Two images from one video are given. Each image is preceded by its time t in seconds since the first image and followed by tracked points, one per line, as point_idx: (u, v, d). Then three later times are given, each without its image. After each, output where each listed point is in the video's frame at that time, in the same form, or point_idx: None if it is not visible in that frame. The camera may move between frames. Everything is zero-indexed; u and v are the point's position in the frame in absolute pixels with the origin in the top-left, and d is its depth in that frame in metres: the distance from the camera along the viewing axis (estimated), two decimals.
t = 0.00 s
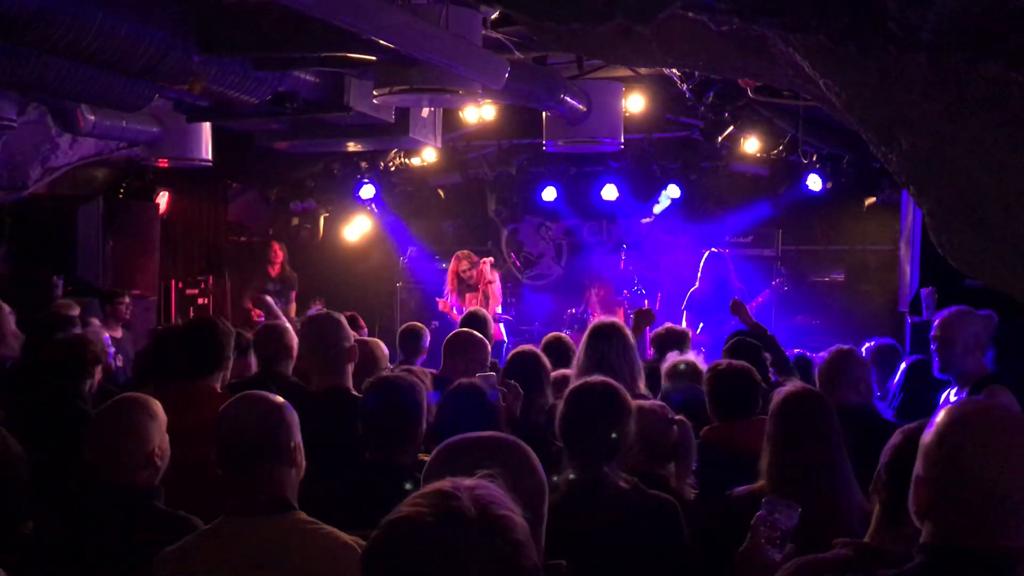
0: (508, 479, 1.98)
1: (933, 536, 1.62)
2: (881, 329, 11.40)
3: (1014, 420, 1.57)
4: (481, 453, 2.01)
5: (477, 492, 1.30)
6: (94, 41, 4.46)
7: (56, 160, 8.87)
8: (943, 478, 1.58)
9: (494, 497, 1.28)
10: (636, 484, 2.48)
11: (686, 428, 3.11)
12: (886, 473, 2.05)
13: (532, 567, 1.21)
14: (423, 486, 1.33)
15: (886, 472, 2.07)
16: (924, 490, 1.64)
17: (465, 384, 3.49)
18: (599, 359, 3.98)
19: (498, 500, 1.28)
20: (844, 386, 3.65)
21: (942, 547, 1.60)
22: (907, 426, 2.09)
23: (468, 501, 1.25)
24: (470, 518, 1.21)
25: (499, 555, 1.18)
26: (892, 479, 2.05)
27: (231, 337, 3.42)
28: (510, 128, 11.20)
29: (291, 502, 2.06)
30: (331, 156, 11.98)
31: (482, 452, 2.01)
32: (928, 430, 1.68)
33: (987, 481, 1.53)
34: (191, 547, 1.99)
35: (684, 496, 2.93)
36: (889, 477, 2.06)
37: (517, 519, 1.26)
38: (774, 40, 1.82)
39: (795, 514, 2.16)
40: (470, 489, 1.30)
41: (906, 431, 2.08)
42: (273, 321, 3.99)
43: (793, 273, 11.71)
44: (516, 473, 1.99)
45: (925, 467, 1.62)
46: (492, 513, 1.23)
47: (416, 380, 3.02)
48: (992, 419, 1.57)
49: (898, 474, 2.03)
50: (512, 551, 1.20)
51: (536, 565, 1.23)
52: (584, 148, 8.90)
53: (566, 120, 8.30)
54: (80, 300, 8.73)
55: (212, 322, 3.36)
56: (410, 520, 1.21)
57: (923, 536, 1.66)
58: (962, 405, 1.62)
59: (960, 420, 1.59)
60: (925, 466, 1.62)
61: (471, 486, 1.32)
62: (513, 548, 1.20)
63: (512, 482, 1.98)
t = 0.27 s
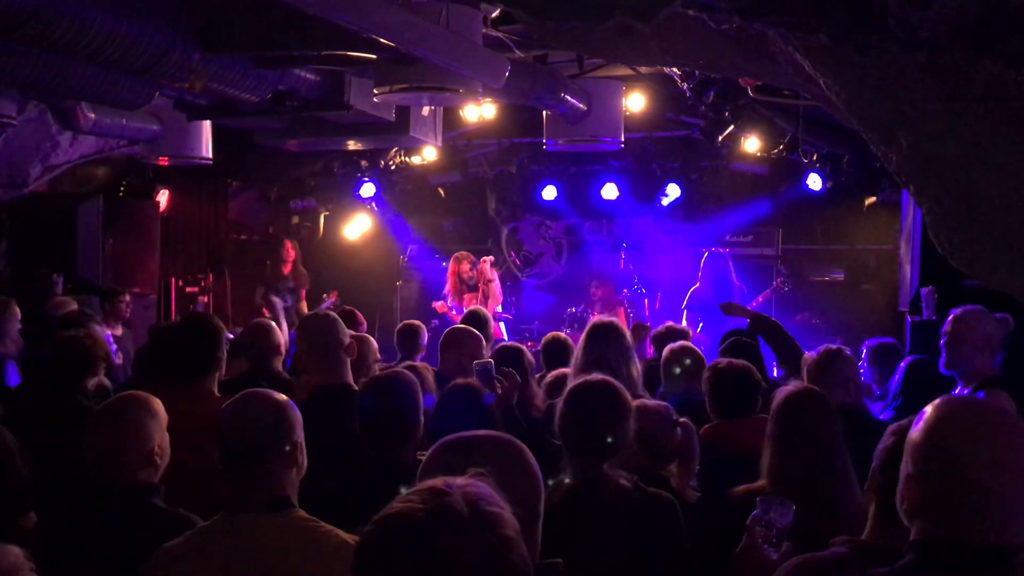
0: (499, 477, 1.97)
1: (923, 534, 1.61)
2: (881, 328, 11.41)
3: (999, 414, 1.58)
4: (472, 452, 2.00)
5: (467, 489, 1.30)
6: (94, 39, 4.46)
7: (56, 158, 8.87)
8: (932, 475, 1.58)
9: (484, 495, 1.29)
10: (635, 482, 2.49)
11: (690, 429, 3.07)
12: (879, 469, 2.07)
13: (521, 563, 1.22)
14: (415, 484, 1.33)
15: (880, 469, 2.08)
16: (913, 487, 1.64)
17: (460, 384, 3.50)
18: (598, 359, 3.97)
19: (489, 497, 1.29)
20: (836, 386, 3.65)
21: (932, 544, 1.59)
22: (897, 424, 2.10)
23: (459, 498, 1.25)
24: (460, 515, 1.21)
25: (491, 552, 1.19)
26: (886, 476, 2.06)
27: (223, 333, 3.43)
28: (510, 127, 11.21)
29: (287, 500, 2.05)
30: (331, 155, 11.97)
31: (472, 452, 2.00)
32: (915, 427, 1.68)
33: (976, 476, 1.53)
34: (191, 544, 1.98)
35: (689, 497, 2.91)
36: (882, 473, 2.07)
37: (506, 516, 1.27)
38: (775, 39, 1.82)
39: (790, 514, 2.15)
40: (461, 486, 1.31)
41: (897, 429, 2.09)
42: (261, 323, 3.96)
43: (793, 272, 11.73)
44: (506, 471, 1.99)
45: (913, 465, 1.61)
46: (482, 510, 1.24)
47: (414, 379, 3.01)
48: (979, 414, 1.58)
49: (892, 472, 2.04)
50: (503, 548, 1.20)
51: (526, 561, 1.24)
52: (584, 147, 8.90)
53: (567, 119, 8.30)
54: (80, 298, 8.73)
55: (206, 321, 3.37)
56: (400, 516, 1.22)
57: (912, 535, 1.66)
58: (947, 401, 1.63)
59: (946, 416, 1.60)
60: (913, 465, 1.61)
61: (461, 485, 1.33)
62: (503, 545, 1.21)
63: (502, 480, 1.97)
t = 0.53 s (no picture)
0: (500, 473, 1.98)
1: (912, 535, 1.61)
2: (882, 327, 11.42)
3: (988, 413, 1.59)
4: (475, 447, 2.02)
5: (467, 482, 1.30)
6: (96, 37, 4.46)
7: (57, 155, 8.87)
8: (920, 473, 1.58)
9: (483, 489, 1.28)
10: (639, 479, 2.49)
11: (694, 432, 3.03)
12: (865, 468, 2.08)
13: (518, 559, 1.22)
14: (414, 478, 1.34)
15: (869, 468, 2.08)
16: (903, 487, 1.64)
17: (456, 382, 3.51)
18: (597, 358, 3.97)
19: (487, 492, 1.29)
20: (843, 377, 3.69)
21: (922, 544, 1.59)
22: (884, 420, 2.11)
23: (455, 492, 1.25)
24: (455, 510, 1.21)
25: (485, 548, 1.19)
26: (876, 476, 2.07)
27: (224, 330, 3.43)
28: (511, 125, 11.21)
29: (292, 496, 2.06)
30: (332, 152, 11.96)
31: (475, 449, 2.01)
32: (903, 426, 1.68)
33: (966, 473, 1.54)
34: (193, 538, 1.99)
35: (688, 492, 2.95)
36: (871, 472, 2.08)
37: (504, 513, 1.26)
38: (777, 38, 1.83)
39: (784, 518, 2.17)
40: (459, 480, 1.30)
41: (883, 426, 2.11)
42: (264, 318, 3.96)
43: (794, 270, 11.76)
44: (508, 463, 2.00)
45: (903, 464, 1.61)
46: (478, 503, 1.24)
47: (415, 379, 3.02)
48: (967, 412, 1.59)
49: (880, 472, 2.05)
50: (498, 544, 1.21)
51: (523, 557, 1.24)
52: (584, 145, 8.90)
53: (568, 117, 8.29)
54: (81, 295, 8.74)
55: (208, 318, 3.38)
56: (397, 509, 1.22)
57: (902, 536, 1.66)
58: (935, 400, 1.64)
59: (935, 413, 1.61)
60: (903, 464, 1.62)
61: (460, 478, 1.32)
62: (499, 540, 1.21)
63: (505, 474, 1.98)
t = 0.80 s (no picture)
0: (512, 473, 1.98)
1: (903, 534, 1.61)
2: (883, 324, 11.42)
3: (981, 412, 1.59)
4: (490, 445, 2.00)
5: (482, 484, 1.29)
6: (96, 32, 4.45)
7: (58, 151, 8.85)
8: (913, 471, 1.58)
9: (494, 490, 1.27)
10: (639, 477, 2.48)
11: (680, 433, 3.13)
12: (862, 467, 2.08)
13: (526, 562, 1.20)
14: (428, 476, 1.34)
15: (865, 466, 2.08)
16: (897, 484, 1.63)
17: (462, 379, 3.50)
18: (598, 354, 3.98)
19: (498, 493, 1.27)
20: (869, 385, 3.55)
21: (914, 542, 1.58)
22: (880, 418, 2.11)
23: (465, 492, 1.24)
24: (463, 509, 1.20)
25: (492, 548, 1.18)
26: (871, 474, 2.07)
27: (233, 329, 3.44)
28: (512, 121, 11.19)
29: (295, 491, 2.06)
30: (333, 148, 11.95)
31: (486, 446, 2.00)
32: (895, 423, 1.68)
33: (959, 469, 1.54)
34: (194, 533, 1.98)
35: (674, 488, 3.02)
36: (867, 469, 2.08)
37: (514, 513, 1.25)
38: (779, 34, 1.83)
39: (782, 516, 2.15)
40: (473, 480, 1.29)
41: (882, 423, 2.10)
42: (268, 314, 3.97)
43: (795, 267, 11.77)
44: (518, 462, 1.99)
45: (896, 461, 1.61)
46: (486, 503, 1.23)
47: (419, 375, 3.02)
48: (959, 409, 1.59)
49: (874, 470, 2.05)
50: (507, 545, 1.19)
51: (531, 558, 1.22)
52: (586, 142, 8.88)
53: (569, 113, 8.28)
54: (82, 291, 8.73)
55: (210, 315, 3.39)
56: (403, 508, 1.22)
57: (894, 535, 1.65)
58: (928, 396, 1.63)
59: (924, 411, 1.61)
60: (896, 461, 1.61)
61: (476, 479, 1.31)
62: (508, 541, 1.20)
63: (516, 474, 1.98)
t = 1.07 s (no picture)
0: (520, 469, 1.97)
1: (898, 536, 1.62)
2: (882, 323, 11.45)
3: (977, 411, 1.59)
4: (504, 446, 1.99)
5: (488, 478, 1.29)
6: (94, 31, 4.44)
7: (57, 150, 8.85)
8: (907, 471, 1.58)
9: (505, 488, 1.26)
10: (636, 475, 2.49)
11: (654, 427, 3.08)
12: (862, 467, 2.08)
13: (532, 559, 1.20)
14: (434, 470, 1.34)
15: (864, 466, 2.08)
16: (892, 485, 1.63)
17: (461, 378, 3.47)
18: (595, 354, 3.98)
19: (508, 491, 1.26)
20: (882, 386, 3.52)
21: (908, 544, 1.59)
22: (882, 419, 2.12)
23: (472, 488, 1.24)
24: (470, 506, 1.21)
25: (496, 547, 1.18)
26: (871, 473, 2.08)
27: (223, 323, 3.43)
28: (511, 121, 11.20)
29: (295, 491, 2.06)
30: (333, 147, 11.96)
31: (492, 445, 1.98)
32: (891, 425, 1.68)
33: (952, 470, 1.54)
34: (194, 532, 1.98)
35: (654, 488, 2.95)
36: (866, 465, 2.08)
37: (520, 507, 1.25)
38: (779, 33, 1.82)
39: (778, 516, 2.15)
40: (481, 475, 1.29)
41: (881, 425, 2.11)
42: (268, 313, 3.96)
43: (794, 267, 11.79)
44: (526, 462, 1.98)
45: (891, 462, 1.61)
46: (492, 499, 1.23)
47: (420, 375, 3.01)
48: (951, 411, 1.58)
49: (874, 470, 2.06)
50: (512, 542, 1.19)
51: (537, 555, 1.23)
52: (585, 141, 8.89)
53: (568, 112, 8.28)
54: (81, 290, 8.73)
55: (208, 311, 3.37)
56: (410, 505, 1.22)
57: (890, 536, 1.66)
58: (923, 398, 1.63)
59: (918, 413, 1.61)
60: (892, 464, 1.61)
61: (484, 473, 1.32)
62: (514, 539, 1.20)
63: (523, 474, 1.96)
